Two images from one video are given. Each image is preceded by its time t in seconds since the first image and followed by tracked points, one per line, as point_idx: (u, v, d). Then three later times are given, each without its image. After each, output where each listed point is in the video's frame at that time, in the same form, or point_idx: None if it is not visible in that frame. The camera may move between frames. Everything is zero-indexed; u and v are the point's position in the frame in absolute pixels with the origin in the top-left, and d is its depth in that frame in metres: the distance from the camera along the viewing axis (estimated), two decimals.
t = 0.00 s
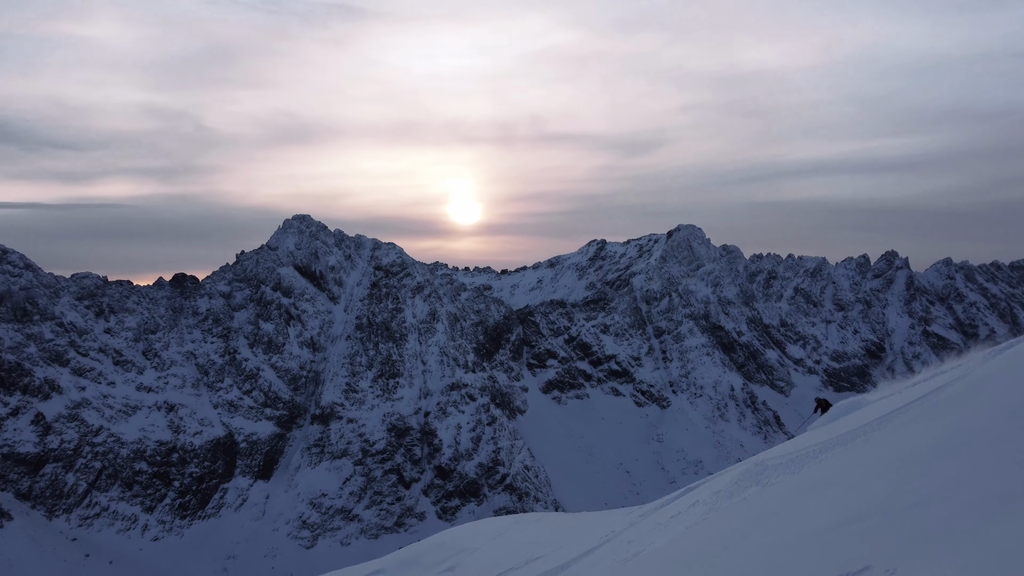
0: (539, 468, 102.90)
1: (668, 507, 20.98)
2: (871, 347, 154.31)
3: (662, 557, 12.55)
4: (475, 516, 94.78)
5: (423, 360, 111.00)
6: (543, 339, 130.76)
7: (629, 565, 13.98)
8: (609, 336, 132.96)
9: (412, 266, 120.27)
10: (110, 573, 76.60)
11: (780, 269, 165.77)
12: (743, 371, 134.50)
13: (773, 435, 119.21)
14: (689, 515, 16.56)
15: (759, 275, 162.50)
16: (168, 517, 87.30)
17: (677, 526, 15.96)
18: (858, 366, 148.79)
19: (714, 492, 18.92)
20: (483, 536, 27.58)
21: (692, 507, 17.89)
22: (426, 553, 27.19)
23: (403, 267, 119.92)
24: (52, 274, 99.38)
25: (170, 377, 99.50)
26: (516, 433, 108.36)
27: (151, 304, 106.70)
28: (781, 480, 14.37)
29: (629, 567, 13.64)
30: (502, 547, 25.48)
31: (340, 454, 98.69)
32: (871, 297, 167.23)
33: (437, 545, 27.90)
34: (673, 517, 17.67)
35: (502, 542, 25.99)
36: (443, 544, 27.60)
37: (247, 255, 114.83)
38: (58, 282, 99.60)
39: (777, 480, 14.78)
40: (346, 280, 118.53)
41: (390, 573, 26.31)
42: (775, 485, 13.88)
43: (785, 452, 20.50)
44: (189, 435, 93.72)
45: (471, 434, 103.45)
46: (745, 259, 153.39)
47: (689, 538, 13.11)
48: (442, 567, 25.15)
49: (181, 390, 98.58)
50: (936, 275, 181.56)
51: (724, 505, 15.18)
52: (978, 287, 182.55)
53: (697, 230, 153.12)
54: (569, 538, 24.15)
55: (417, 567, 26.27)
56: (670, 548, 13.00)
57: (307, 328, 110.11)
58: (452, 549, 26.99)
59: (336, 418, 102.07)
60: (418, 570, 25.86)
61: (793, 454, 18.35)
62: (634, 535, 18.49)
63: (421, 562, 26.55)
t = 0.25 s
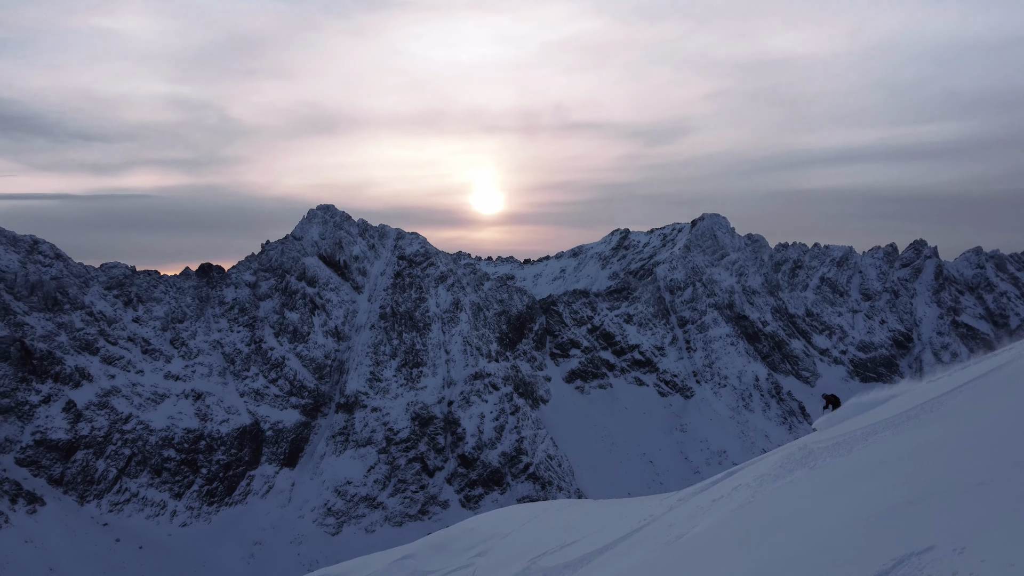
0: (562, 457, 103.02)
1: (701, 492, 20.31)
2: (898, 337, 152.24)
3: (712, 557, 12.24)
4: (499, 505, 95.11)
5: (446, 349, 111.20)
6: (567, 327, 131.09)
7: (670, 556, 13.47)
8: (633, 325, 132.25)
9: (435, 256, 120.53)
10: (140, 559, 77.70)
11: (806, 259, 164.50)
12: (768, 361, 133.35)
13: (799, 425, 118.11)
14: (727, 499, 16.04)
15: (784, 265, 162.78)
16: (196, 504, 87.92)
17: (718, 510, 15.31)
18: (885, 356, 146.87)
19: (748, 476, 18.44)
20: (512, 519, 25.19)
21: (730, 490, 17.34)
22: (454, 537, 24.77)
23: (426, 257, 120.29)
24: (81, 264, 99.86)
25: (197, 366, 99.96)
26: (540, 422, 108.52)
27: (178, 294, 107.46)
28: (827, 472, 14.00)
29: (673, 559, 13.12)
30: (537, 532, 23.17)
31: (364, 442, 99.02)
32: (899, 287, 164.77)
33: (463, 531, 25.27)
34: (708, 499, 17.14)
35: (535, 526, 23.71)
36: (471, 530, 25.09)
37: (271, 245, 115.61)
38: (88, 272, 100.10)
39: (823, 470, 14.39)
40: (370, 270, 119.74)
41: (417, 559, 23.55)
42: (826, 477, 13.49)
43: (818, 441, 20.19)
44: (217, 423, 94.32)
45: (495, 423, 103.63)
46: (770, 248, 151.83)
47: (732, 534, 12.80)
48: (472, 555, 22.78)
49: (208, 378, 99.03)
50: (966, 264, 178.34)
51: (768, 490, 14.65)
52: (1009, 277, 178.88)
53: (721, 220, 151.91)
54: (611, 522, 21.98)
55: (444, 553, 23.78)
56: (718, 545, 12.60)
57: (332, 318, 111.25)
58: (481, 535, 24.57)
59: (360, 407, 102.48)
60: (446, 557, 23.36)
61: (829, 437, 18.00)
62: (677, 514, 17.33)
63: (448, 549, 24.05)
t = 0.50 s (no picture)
0: (583, 447, 102.87)
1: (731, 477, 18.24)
2: (924, 327, 150.10)
3: (760, 544, 10.53)
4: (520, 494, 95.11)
5: (468, 339, 111.36)
6: (588, 318, 130.89)
7: (716, 548, 11.32)
8: (654, 315, 131.51)
9: (456, 245, 120.56)
10: (168, 544, 78.45)
11: (830, 249, 162.93)
12: (791, 351, 131.95)
13: (822, 416, 117.09)
14: (775, 482, 13.86)
15: (807, 255, 161.14)
16: (222, 491, 88.90)
17: (767, 493, 13.19)
18: (910, 347, 145.02)
19: (789, 459, 16.44)
20: (550, 500, 22.54)
21: (775, 472, 15.28)
22: (485, 521, 22.20)
23: (448, 247, 120.34)
24: (108, 254, 100.74)
25: (221, 355, 100.67)
26: (561, 412, 108.48)
27: (203, 284, 108.15)
28: (890, 448, 12.08)
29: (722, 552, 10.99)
30: (577, 508, 20.45)
31: (386, 431, 99.74)
32: (925, 277, 162.29)
33: (495, 515, 22.59)
34: (745, 485, 15.10)
35: (575, 504, 20.97)
36: (503, 513, 22.42)
37: (295, 236, 116.98)
38: (115, 262, 100.94)
39: (880, 448, 12.49)
40: (392, 260, 120.74)
41: (445, 544, 21.00)
42: (895, 453, 11.69)
43: (854, 425, 18.51)
44: (241, 411, 95.14)
45: (516, 413, 103.65)
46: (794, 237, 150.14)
47: (788, 519, 10.94)
48: (507, 537, 20.09)
49: (233, 367, 99.74)
50: (994, 254, 175.12)
51: (824, 473, 12.63)
52: None
53: (744, 209, 150.44)
54: (660, 498, 19.19)
55: (475, 538, 21.11)
56: (774, 532, 10.72)
57: (354, 308, 111.75)
58: (514, 516, 21.86)
59: (383, 396, 102.99)
60: (474, 543, 20.63)
61: (880, 417, 16.34)
62: (719, 497, 15.23)
63: (479, 532, 21.46)
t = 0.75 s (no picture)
0: (601, 437, 102.77)
1: (770, 466, 17.36)
2: (946, 318, 148.28)
3: (823, 519, 9.64)
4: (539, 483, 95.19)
5: (486, 329, 111.40)
6: (607, 308, 130.64)
7: (774, 527, 10.39)
8: (673, 305, 130.73)
9: (475, 235, 120.46)
10: (190, 531, 79.40)
11: (851, 238, 161.06)
12: (811, 342, 130.80)
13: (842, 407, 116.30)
14: (827, 466, 12.99)
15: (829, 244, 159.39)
16: (243, 479, 89.90)
17: (821, 475, 12.38)
18: (933, 337, 143.36)
19: (834, 445, 15.55)
20: (581, 487, 21.85)
21: (823, 456, 14.37)
22: (516, 507, 21.60)
23: (466, 237, 120.23)
24: (130, 244, 101.40)
25: (242, 344, 101.31)
26: (579, 402, 108.43)
27: (223, 273, 108.75)
28: (955, 420, 11.25)
29: (785, 530, 10.03)
30: (610, 495, 19.71)
31: (405, 420, 100.17)
32: (948, 267, 160.13)
33: (525, 501, 21.98)
34: (791, 472, 14.18)
35: (608, 491, 20.24)
36: (534, 500, 21.79)
37: (314, 226, 117.58)
38: (137, 252, 101.63)
39: (944, 422, 11.73)
40: (411, 250, 121.08)
41: (474, 530, 20.51)
42: (962, 419, 10.87)
43: (906, 405, 17.69)
44: (262, 400, 95.84)
45: (534, 403, 103.65)
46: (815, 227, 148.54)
47: (852, 490, 10.04)
48: (538, 523, 19.49)
49: (253, 356, 100.39)
50: (1019, 243, 172.24)
51: (883, 449, 11.76)
52: None
53: (764, 198, 148.94)
54: (698, 484, 18.39)
55: (505, 524, 20.54)
56: (839, 504, 9.83)
57: (373, 297, 112.12)
58: (546, 503, 21.23)
59: (402, 385, 103.39)
60: (502, 530, 20.07)
61: (936, 400, 15.57)
62: (762, 483, 14.48)
63: (509, 518, 20.90)
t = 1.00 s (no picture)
0: (610, 429, 102.76)
1: (803, 455, 17.08)
2: (958, 310, 147.48)
3: (884, 499, 9.35)
4: (548, 475, 95.22)
5: (495, 321, 111.46)
6: (616, 300, 130.49)
7: (820, 510, 10.16)
8: (683, 298, 130.40)
9: (484, 227, 120.39)
10: (201, 521, 79.90)
11: (862, 230, 160.23)
12: (821, 334, 130.26)
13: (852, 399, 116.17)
14: (873, 450, 12.72)
15: (839, 236, 158.61)
16: (253, 470, 90.41)
17: (864, 459, 12.20)
18: (943, 330, 142.67)
19: (873, 431, 15.26)
20: (601, 478, 21.68)
21: (865, 442, 14.07)
22: (534, 497, 21.45)
23: (475, 229, 120.18)
24: (141, 236, 101.61)
25: (252, 336, 101.67)
26: (588, 394, 108.42)
27: (233, 265, 108.97)
28: (1005, 403, 10.91)
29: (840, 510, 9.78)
30: (631, 485, 19.53)
31: (415, 412, 100.34)
32: (960, 259, 159.13)
33: (543, 492, 21.84)
34: (831, 458, 13.88)
35: (629, 481, 20.07)
36: (553, 490, 21.65)
37: (323, 218, 117.83)
38: (148, 245, 101.85)
39: (994, 405, 11.41)
40: (420, 243, 121.21)
41: (493, 520, 20.38)
42: (1021, 398, 10.60)
43: (951, 389, 17.23)
44: (272, 391, 96.23)
45: (543, 395, 103.58)
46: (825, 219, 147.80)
47: (912, 471, 9.74)
48: (558, 513, 19.32)
49: (264, 348, 100.71)
50: None
51: (932, 433, 11.46)
52: None
53: (774, 190, 148.22)
54: (722, 473, 18.19)
55: (525, 514, 20.40)
56: (900, 483, 9.53)
57: (382, 290, 112.27)
58: (565, 494, 21.07)
59: (411, 377, 103.56)
60: (522, 519, 19.97)
61: (986, 382, 15.11)
62: (802, 468, 14.34)
63: (528, 508, 20.75)
